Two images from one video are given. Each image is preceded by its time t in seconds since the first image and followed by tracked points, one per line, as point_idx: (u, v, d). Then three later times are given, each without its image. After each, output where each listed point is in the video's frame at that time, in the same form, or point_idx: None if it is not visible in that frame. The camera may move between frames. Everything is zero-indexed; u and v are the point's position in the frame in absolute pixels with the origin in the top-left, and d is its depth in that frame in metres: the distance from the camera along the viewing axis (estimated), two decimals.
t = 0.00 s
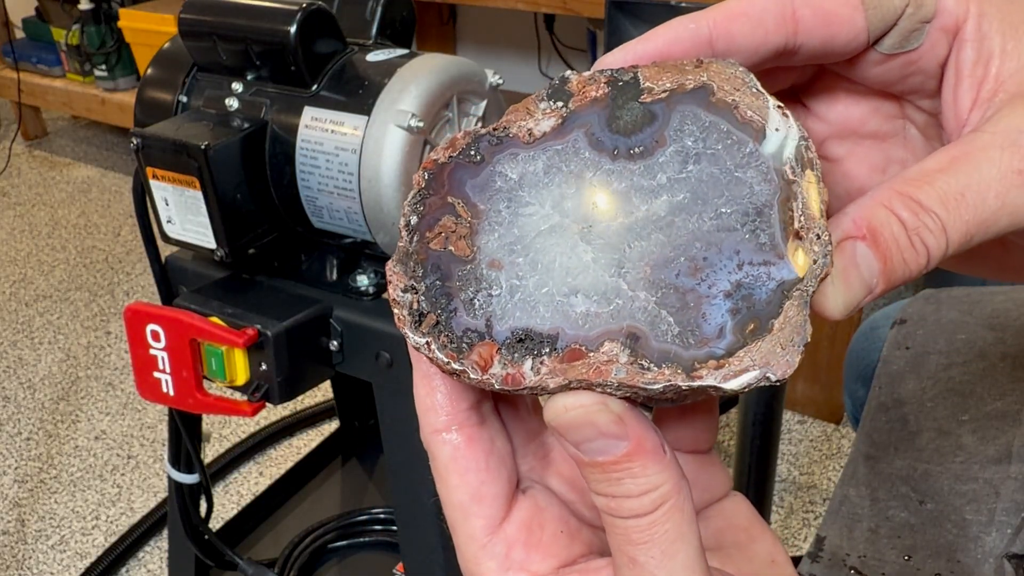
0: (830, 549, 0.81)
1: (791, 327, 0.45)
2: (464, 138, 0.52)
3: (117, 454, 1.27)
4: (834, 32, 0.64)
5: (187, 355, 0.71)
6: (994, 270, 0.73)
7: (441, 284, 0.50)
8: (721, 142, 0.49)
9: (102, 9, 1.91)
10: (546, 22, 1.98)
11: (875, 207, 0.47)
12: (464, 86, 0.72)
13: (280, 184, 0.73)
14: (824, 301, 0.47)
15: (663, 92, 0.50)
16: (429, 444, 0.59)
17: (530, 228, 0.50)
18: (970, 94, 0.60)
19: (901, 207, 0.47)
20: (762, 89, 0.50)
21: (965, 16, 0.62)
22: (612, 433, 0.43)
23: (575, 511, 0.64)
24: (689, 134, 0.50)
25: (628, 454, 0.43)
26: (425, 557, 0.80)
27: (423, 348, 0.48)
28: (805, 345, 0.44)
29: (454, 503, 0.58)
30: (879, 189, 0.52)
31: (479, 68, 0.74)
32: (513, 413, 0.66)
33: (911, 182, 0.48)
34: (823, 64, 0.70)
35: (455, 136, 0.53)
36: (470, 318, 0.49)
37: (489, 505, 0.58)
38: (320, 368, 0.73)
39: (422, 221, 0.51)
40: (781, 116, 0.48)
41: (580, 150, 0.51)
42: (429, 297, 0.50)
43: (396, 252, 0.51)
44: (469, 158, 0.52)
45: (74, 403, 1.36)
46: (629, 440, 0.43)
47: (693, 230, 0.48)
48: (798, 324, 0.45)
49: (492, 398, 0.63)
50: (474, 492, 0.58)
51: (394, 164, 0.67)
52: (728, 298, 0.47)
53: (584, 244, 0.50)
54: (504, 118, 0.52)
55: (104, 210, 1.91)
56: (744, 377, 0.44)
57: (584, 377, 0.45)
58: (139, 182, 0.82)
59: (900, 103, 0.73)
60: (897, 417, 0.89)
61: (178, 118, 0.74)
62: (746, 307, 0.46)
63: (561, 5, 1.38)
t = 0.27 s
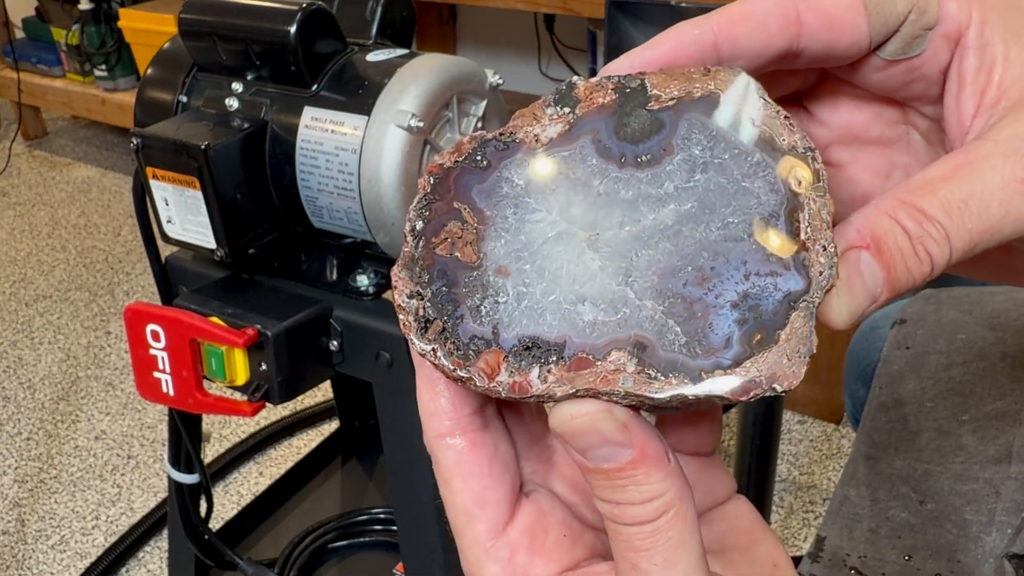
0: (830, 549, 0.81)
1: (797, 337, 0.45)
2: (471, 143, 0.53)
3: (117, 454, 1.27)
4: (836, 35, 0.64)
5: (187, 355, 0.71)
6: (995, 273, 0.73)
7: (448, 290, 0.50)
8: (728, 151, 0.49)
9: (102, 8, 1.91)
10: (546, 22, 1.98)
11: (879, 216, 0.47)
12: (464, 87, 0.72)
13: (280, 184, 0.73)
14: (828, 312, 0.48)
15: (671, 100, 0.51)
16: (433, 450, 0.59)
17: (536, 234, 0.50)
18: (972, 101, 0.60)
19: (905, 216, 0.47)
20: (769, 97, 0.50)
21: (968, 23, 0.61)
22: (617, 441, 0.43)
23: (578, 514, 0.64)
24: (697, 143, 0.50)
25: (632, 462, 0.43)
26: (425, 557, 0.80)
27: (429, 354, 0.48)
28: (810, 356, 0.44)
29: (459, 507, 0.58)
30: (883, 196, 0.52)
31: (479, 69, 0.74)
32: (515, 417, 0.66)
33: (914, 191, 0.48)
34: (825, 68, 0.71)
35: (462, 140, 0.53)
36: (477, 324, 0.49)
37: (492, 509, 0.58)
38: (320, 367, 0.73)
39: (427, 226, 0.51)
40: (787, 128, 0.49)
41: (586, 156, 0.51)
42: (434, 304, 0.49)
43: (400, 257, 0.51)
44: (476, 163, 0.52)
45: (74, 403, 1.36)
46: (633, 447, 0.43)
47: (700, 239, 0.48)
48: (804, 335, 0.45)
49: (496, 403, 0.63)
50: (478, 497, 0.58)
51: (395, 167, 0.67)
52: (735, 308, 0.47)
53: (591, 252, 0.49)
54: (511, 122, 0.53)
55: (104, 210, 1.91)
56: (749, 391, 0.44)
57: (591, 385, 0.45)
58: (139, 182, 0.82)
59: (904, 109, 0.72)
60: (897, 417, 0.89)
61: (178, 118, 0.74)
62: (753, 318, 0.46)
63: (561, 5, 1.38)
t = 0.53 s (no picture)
0: (830, 549, 0.81)
1: (805, 344, 0.45)
2: (480, 143, 0.52)
3: (117, 454, 1.27)
4: (836, 36, 0.64)
5: (187, 355, 0.71)
6: (997, 276, 0.73)
7: (457, 290, 0.49)
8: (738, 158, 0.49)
9: (102, 9, 1.91)
10: (547, 22, 1.98)
11: (882, 224, 0.47)
12: (464, 87, 0.72)
13: (280, 184, 0.73)
14: (833, 319, 0.47)
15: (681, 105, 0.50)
16: (441, 449, 0.59)
17: (546, 236, 0.49)
18: (975, 107, 0.60)
19: (908, 223, 0.47)
20: (777, 107, 0.50)
21: (969, 29, 0.61)
22: (623, 444, 0.43)
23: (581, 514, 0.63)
24: (706, 150, 0.49)
25: (637, 464, 0.43)
26: (425, 557, 0.80)
27: (437, 353, 0.48)
28: (816, 362, 0.45)
29: (466, 507, 0.58)
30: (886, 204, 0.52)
31: (479, 68, 0.74)
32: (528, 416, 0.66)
33: (916, 199, 0.48)
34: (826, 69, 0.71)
35: (470, 139, 0.52)
36: (486, 325, 0.48)
37: (501, 510, 0.58)
38: (320, 367, 0.73)
39: (436, 225, 0.50)
40: (796, 137, 0.49)
41: (597, 160, 0.50)
42: (443, 303, 0.49)
43: (409, 255, 0.50)
44: (484, 163, 0.51)
45: (74, 403, 1.36)
46: (639, 450, 0.43)
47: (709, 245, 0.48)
48: (811, 342, 0.45)
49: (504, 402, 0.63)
50: (486, 498, 0.58)
51: (395, 170, 0.68)
52: (744, 313, 0.46)
53: (601, 255, 0.49)
54: (521, 123, 0.52)
55: (104, 210, 1.91)
56: (757, 396, 0.44)
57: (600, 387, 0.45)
58: (139, 182, 0.81)
59: (907, 114, 0.72)
60: (897, 417, 0.89)
61: (178, 118, 0.74)
62: (760, 323, 0.46)
63: (561, 5, 1.38)
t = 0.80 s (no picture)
0: (830, 549, 0.81)
1: (814, 342, 0.45)
2: (492, 138, 0.52)
3: (117, 454, 1.27)
4: (840, 38, 0.64)
5: (187, 355, 0.71)
6: (999, 277, 0.73)
7: (468, 283, 0.48)
8: (747, 159, 0.48)
9: (102, 9, 1.91)
10: (547, 22, 1.98)
11: (887, 225, 0.47)
12: (464, 87, 0.72)
13: (279, 184, 0.73)
14: (841, 319, 0.47)
15: (693, 106, 0.50)
16: (445, 446, 0.59)
17: (559, 231, 0.49)
18: (979, 110, 0.60)
19: (912, 225, 0.47)
20: (786, 110, 0.50)
21: (972, 35, 0.62)
22: (632, 440, 0.43)
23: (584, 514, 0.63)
24: (717, 150, 0.49)
25: (645, 461, 0.43)
26: (425, 557, 0.80)
27: (447, 346, 0.47)
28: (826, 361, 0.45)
29: (470, 505, 0.58)
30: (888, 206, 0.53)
31: (479, 69, 0.74)
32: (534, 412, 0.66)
33: (920, 201, 0.48)
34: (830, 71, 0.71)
35: (483, 134, 0.53)
36: (498, 318, 0.47)
37: (504, 509, 0.58)
38: (320, 368, 0.73)
39: (448, 218, 0.50)
40: (805, 140, 0.49)
41: (608, 157, 0.50)
42: (455, 296, 0.48)
43: (420, 248, 0.50)
44: (497, 157, 0.51)
45: (73, 403, 1.36)
46: (648, 447, 0.43)
47: (720, 243, 0.47)
48: (821, 340, 0.45)
49: (508, 399, 0.62)
50: (490, 496, 0.58)
51: (395, 170, 0.68)
52: (755, 311, 0.46)
53: (613, 251, 0.48)
54: (533, 120, 0.52)
55: (104, 210, 1.91)
56: (768, 392, 0.44)
57: (612, 382, 0.44)
58: (139, 183, 0.82)
59: (911, 118, 0.72)
60: (897, 417, 0.89)
61: (177, 118, 0.74)
62: (771, 321, 0.46)
63: (561, 5, 1.38)
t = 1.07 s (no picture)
0: (830, 550, 0.81)
1: (824, 340, 0.44)
2: (503, 132, 0.51)
3: (117, 454, 1.27)
4: (846, 39, 0.64)
5: (187, 355, 0.71)
6: (1004, 278, 0.73)
7: (478, 277, 0.48)
8: (757, 159, 0.48)
9: (102, 9, 1.91)
10: (546, 21, 1.98)
11: (893, 226, 0.47)
12: (464, 86, 0.72)
13: (279, 183, 0.73)
14: (849, 321, 0.47)
15: (702, 105, 0.49)
16: (451, 443, 0.59)
17: (570, 226, 0.49)
18: (985, 112, 0.60)
19: (919, 226, 0.47)
20: (795, 111, 0.49)
21: (977, 36, 0.61)
22: (640, 437, 0.43)
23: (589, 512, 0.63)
24: (727, 149, 0.48)
25: (653, 457, 0.43)
26: (425, 557, 0.79)
27: (457, 340, 0.47)
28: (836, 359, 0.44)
29: (475, 502, 0.58)
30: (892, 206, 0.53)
31: (479, 68, 0.74)
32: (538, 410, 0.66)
33: (926, 201, 0.48)
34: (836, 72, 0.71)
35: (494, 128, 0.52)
36: (509, 312, 0.47)
37: (510, 506, 0.58)
38: (320, 367, 0.73)
39: (458, 212, 0.50)
40: (814, 141, 0.48)
41: (620, 154, 0.50)
42: (465, 289, 0.48)
43: (429, 240, 0.50)
44: (507, 152, 0.51)
45: (74, 403, 1.36)
46: (656, 444, 0.43)
47: (730, 241, 0.47)
48: (830, 339, 0.44)
49: (513, 394, 0.62)
50: (495, 494, 0.58)
51: (394, 169, 0.68)
52: (765, 309, 0.46)
53: (624, 247, 0.48)
54: (544, 114, 0.52)
55: (104, 210, 1.91)
56: (778, 390, 0.43)
57: (623, 378, 0.44)
58: (139, 183, 0.81)
59: (916, 118, 0.72)
60: (897, 417, 0.89)
61: (177, 118, 0.74)
62: (782, 318, 0.45)
63: (561, 5, 1.38)
